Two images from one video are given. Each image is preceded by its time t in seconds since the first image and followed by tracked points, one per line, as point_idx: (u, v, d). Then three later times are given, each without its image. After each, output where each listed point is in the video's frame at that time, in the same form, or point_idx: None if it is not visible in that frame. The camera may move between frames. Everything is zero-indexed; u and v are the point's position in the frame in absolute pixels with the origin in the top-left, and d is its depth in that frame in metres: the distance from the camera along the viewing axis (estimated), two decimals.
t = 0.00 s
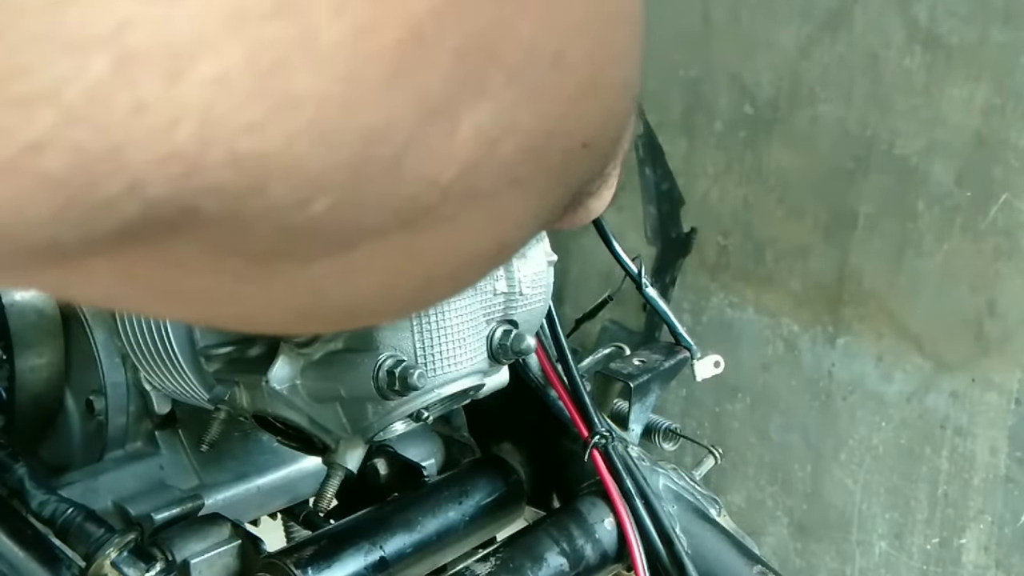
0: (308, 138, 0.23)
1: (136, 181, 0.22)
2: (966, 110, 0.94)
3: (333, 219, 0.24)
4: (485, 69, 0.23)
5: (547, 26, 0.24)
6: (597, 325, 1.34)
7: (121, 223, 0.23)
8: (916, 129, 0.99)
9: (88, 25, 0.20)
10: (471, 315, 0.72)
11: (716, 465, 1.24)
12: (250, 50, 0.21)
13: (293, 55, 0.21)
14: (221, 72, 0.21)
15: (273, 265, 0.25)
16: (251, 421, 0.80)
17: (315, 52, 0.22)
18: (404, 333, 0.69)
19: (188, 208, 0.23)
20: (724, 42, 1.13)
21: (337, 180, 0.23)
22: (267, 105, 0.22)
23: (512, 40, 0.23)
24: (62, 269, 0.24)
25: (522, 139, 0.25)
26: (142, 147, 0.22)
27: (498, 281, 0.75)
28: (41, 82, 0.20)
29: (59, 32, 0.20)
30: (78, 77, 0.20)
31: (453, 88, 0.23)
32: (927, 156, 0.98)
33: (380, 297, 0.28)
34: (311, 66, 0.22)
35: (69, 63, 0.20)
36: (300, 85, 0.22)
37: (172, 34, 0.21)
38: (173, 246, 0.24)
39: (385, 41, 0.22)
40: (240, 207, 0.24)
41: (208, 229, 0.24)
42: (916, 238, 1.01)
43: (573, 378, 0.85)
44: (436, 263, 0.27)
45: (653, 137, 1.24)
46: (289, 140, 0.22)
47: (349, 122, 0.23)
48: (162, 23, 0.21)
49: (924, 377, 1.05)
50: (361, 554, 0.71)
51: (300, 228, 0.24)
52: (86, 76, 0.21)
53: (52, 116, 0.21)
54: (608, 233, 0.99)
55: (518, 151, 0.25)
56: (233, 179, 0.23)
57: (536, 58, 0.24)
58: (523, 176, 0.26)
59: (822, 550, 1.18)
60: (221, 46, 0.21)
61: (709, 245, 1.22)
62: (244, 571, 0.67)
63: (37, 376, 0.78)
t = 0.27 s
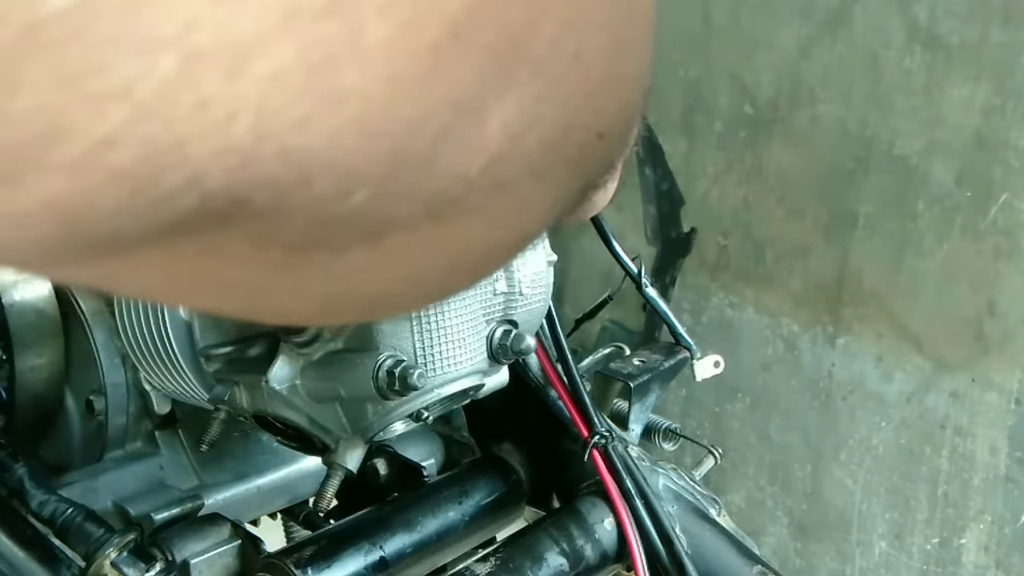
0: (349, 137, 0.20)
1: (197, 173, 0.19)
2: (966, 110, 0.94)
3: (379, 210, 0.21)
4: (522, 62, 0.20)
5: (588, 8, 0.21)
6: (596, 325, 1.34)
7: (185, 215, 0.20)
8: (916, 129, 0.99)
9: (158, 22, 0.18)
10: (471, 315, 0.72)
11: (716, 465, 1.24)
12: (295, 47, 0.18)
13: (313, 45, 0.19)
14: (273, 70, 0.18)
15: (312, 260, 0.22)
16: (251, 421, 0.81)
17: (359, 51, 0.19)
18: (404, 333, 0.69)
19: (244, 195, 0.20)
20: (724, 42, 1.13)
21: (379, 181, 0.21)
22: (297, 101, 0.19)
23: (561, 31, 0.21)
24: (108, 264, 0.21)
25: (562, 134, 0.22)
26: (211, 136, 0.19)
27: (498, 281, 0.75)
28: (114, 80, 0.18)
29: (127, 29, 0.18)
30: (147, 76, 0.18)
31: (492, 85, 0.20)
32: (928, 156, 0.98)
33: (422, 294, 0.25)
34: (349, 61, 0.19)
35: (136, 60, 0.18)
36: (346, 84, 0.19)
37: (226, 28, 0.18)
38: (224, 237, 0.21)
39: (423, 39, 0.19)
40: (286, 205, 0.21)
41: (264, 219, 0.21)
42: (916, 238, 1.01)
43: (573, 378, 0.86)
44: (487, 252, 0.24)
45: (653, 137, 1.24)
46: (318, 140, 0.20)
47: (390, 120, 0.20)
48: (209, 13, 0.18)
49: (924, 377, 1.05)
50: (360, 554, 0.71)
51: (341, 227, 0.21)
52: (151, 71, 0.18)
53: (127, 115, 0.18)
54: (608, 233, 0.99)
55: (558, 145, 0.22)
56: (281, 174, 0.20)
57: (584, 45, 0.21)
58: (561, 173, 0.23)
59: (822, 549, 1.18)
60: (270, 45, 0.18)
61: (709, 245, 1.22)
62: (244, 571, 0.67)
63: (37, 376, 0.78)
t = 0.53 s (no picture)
0: (386, 180, 0.21)
1: (235, 226, 0.21)
2: (966, 110, 0.94)
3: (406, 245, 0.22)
4: (546, 102, 0.22)
5: (604, 52, 0.22)
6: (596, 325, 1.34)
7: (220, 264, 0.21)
8: (915, 130, 0.99)
9: (202, 85, 0.19)
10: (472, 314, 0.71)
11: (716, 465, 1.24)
12: (340, 99, 0.20)
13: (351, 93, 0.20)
14: (314, 123, 0.20)
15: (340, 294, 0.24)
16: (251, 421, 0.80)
17: (399, 99, 0.20)
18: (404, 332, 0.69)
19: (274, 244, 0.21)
20: (724, 42, 1.13)
21: (410, 217, 0.22)
22: (337, 145, 0.21)
23: (582, 72, 0.22)
24: (142, 305, 0.22)
25: (579, 169, 0.24)
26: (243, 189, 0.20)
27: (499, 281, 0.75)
28: (159, 140, 0.19)
29: (173, 91, 0.19)
30: (191, 134, 0.20)
31: (519, 125, 0.22)
32: (927, 157, 0.98)
33: (444, 316, 0.26)
34: (387, 108, 0.21)
35: (178, 120, 0.19)
36: (386, 131, 0.21)
37: (269, 85, 0.20)
38: (254, 282, 0.23)
39: (456, 85, 0.21)
40: (322, 249, 0.22)
41: (296, 262, 0.22)
42: (916, 238, 1.01)
43: (573, 378, 0.86)
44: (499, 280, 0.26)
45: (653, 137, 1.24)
46: (355, 181, 0.21)
47: (424, 162, 0.21)
48: (254, 72, 0.19)
49: (924, 377, 1.05)
50: (361, 554, 0.71)
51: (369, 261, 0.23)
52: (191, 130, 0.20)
53: (169, 173, 0.20)
54: (608, 233, 0.99)
55: (575, 178, 0.24)
56: (319, 221, 0.21)
57: (601, 84, 0.23)
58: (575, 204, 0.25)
59: (822, 549, 1.18)
60: (314, 98, 0.20)
61: (709, 245, 1.22)
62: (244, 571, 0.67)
63: (37, 376, 0.78)
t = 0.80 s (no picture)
0: (371, 206, 0.20)
1: (217, 248, 0.20)
2: (966, 109, 0.94)
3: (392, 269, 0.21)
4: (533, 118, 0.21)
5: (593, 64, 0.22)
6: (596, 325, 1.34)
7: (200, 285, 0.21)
8: (916, 129, 0.99)
9: (182, 112, 0.19)
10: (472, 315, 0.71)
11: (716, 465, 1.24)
12: (319, 122, 0.19)
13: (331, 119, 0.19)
14: (296, 151, 0.19)
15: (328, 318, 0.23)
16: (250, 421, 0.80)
17: (381, 121, 0.20)
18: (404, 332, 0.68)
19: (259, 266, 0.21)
20: (724, 42, 1.12)
21: (398, 244, 0.21)
22: (320, 171, 0.20)
23: (572, 89, 0.21)
24: (127, 327, 0.22)
25: (576, 188, 0.22)
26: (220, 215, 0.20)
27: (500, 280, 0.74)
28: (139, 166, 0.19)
29: (151, 118, 0.19)
30: (170, 163, 0.19)
31: (506, 140, 0.21)
32: (928, 156, 0.98)
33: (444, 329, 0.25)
34: (371, 131, 0.20)
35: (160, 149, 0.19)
36: (368, 155, 0.20)
37: (250, 113, 0.19)
38: (239, 298, 0.22)
39: (440, 103, 0.20)
40: (307, 265, 0.21)
41: (280, 280, 0.21)
42: (916, 239, 1.01)
43: (573, 378, 0.86)
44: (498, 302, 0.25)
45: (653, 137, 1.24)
46: (338, 207, 0.20)
47: (409, 183, 0.20)
48: (229, 99, 0.19)
49: (924, 377, 1.05)
50: (361, 554, 0.71)
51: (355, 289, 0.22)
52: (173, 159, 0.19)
53: (145, 201, 0.19)
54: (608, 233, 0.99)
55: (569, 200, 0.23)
56: (299, 245, 0.21)
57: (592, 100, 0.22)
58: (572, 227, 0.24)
59: (822, 549, 1.18)
60: (292, 124, 0.19)
61: (709, 245, 1.22)
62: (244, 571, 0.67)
63: (37, 376, 0.78)
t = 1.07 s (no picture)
0: (410, 179, 0.23)
1: (264, 225, 0.23)
2: (966, 109, 0.94)
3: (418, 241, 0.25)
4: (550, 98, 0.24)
5: (606, 49, 0.25)
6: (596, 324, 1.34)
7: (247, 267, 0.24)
8: (916, 129, 0.99)
9: (232, 89, 0.21)
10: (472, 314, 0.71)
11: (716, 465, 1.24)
12: (367, 100, 0.22)
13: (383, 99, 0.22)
14: (345, 123, 0.22)
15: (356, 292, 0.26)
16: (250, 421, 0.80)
17: (424, 99, 0.23)
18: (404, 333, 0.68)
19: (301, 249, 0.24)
20: (724, 41, 1.12)
21: (428, 211, 0.24)
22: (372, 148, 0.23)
23: (587, 71, 0.25)
24: (166, 291, 0.24)
25: (583, 166, 0.26)
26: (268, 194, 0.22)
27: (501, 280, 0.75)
28: (190, 143, 0.21)
29: (203, 91, 0.21)
30: (222, 137, 0.21)
31: (530, 118, 0.24)
32: (928, 156, 0.98)
33: (455, 298, 0.28)
34: (413, 106, 0.22)
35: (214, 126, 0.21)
36: (409, 129, 0.23)
37: (305, 90, 0.22)
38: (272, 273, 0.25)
39: (475, 84, 0.23)
40: (343, 245, 0.24)
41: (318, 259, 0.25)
42: (916, 238, 1.02)
43: (573, 378, 0.86)
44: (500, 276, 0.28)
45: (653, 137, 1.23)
46: (380, 180, 0.23)
47: (442, 158, 0.23)
48: (285, 73, 0.21)
49: (924, 377, 1.05)
50: (361, 554, 0.71)
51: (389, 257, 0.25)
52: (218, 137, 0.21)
53: (198, 174, 0.21)
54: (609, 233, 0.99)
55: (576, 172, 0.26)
56: (340, 218, 0.23)
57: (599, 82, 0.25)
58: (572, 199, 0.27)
59: (822, 549, 1.18)
60: (345, 101, 0.22)
61: (709, 245, 1.22)
62: (244, 571, 0.67)
63: (37, 376, 0.78)
